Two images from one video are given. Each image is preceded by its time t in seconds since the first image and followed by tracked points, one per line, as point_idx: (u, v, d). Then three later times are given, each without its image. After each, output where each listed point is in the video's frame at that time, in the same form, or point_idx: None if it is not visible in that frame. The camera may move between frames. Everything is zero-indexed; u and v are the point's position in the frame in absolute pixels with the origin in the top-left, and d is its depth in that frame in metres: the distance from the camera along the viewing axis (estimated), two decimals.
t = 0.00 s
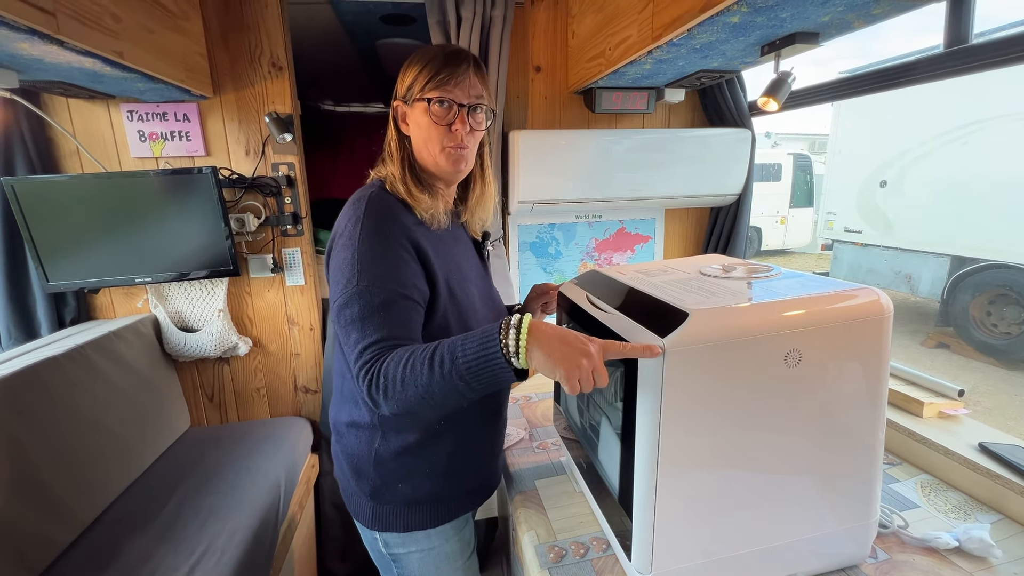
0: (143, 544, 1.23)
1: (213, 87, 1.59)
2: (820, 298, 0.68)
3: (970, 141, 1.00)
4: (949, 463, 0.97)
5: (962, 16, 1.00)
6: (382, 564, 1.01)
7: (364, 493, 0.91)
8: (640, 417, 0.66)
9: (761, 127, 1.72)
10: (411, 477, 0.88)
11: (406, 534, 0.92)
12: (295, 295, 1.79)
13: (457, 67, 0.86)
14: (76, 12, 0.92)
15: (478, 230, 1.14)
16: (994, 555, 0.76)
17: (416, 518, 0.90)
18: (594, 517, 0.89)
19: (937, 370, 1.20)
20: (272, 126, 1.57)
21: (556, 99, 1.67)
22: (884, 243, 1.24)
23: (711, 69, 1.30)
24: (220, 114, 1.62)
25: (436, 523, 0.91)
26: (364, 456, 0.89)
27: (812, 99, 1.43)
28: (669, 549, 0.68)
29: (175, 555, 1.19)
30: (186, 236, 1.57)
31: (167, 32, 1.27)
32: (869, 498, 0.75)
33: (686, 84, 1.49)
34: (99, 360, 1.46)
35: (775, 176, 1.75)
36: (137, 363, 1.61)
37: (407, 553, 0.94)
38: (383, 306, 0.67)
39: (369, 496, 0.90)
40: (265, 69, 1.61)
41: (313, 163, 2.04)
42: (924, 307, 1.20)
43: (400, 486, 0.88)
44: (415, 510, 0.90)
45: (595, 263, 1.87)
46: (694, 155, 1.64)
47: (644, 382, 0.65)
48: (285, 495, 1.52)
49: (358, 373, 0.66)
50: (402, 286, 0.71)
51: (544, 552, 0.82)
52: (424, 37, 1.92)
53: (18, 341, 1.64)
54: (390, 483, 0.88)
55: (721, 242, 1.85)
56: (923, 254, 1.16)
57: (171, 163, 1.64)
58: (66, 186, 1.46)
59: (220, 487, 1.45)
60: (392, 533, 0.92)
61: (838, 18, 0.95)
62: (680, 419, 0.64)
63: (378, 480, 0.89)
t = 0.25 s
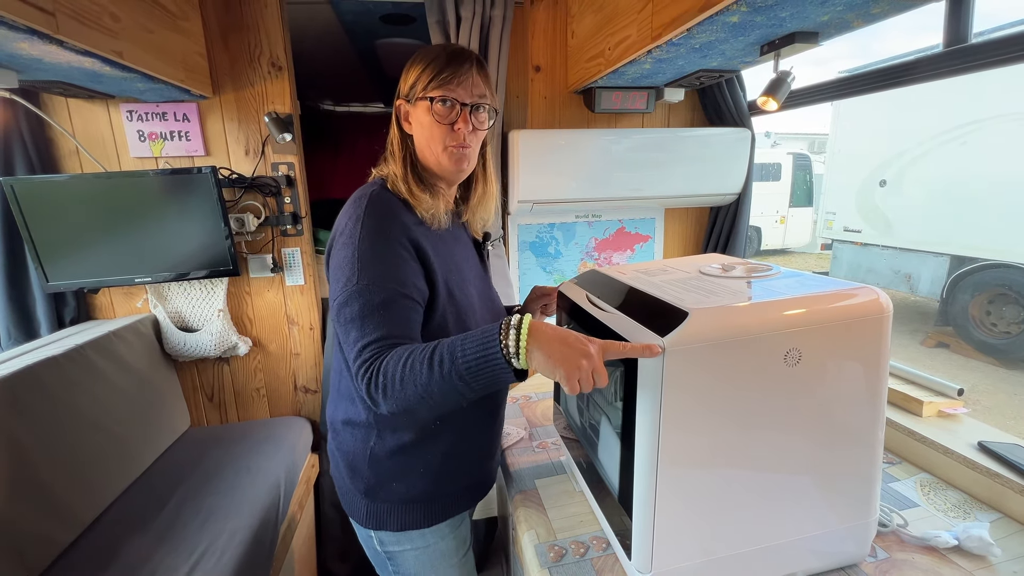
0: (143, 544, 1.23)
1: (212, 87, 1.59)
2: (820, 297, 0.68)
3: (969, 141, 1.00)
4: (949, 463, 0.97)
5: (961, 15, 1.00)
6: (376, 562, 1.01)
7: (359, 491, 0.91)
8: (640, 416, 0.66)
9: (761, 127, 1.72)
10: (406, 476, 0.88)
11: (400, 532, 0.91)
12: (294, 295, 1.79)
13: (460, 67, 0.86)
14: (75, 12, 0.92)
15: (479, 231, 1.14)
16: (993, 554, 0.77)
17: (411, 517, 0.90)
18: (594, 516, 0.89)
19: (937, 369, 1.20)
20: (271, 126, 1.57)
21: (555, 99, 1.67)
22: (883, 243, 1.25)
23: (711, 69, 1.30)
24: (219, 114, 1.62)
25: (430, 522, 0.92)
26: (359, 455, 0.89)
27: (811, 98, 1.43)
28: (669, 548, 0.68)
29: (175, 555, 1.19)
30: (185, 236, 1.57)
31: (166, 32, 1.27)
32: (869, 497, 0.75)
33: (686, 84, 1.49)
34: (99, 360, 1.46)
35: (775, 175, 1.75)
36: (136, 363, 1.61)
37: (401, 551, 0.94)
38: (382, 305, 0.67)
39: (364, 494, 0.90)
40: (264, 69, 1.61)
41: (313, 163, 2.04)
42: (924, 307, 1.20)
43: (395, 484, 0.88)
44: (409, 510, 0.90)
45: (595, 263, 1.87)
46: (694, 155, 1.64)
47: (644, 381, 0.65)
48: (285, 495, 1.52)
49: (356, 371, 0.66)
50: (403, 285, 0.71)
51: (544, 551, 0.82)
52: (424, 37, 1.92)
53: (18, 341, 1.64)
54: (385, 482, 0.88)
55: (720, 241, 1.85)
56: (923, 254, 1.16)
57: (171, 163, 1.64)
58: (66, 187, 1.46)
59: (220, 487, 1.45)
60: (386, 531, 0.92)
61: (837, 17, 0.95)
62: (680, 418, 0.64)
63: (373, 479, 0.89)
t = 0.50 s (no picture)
0: (142, 544, 1.23)
1: (211, 87, 1.59)
2: (818, 296, 0.68)
3: (968, 140, 1.00)
4: (947, 462, 0.97)
5: (960, 15, 1.00)
6: (367, 558, 1.01)
7: (353, 488, 0.91)
8: (640, 415, 0.66)
9: (760, 126, 1.72)
10: (399, 475, 0.88)
11: (392, 531, 0.92)
12: (294, 294, 1.79)
13: (467, 65, 0.85)
14: (74, 11, 0.91)
15: (480, 230, 1.14)
16: (991, 553, 0.77)
17: (404, 515, 0.90)
18: (593, 515, 0.89)
19: (935, 368, 1.20)
20: (270, 126, 1.57)
21: (554, 99, 1.67)
22: (882, 243, 1.25)
23: (710, 68, 1.31)
24: (218, 113, 1.62)
25: (424, 522, 0.91)
26: (354, 451, 0.89)
27: (810, 98, 1.43)
28: (668, 547, 0.68)
29: (174, 555, 1.19)
30: (185, 236, 1.56)
31: (164, 32, 1.26)
32: (867, 496, 0.75)
33: (685, 84, 1.49)
34: (97, 360, 1.46)
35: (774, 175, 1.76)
36: (135, 363, 1.61)
37: (393, 549, 0.94)
38: (380, 302, 0.67)
39: (358, 491, 0.90)
40: (263, 69, 1.60)
41: (312, 163, 2.04)
42: (922, 306, 1.21)
43: (387, 482, 0.88)
44: (403, 508, 0.90)
45: (594, 263, 1.88)
46: (693, 155, 1.64)
47: (643, 380, 0.65)
48: (284, 495, 1.52)
49: (351, 368, 0.66)
50: (401, 283, 0.71)
51: (543, 550, 0.82)
52: (423, 37, 1.92)
53: (17, 341, 1.64)
54: (378, 479, 0.88)
55: (719, 241, 1.86)
56: (921, 253, 1.16)
57: (170, 162, 1.64)
58: (64, 186, 1.46)
59: (219, 487, 1.45)
60: (378, 528, 0.92)
61: (836, 17, 0.95)
62: (679, 418, 0.64)
63: (367, 476, 0.89)
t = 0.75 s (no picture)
0: (142, 545, 1.23)
1: (210, 87, 1.59)
2: (818, 296, 0.68)
3: (967, 141, 1.00)
4: (947, 461, 0.97)
5: (959, 15, 1.00)
6: (368, 560, 1.01)
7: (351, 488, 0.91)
8: (640, 416, 0.66)
9: (759, 126, 1.72)
10: (399, 477, 0.88)
11: (394, 533, 0.92)
12: (293, 295, 1.79)
13: (469, 66, 0.85)
14: (73, 11, 0.91)
15: (475, 227, 1.14)
16: (990, 552, 0.77)
17: (403, 517, 0.90)
18: (593, 516, 0.89)
19: (935, 368, 1.20)
20: (270, 126, 1.57)
21: (554, 99, 1.67)
22: (882, 243, 1.25)
23: (709, 69, 1.31)
24: (218, 113, 1.62)
25: (422, 524, 0.91)
26: (354, 453, 0.89)
27: (809, 98, 1.43)
28: (668, 547, 0.68)
29: (174, 556, 1.19)
30: (184, 236, 1.56)
31: (164, 32, 1.26)
32: (867, 496, 0.75)
33: (684, 84, 1.49)
34: (97, 360, 1.46)
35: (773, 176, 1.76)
36: (135, 364, 1.61)
37: (393, 550, 0.94)
38: (377, 306, 0.67)
39: (358, 492, 0.91)
40: (263, 69, 1.60)
41: (312, 163, 2.04)
42: (921, 306, 1.21)
43: (388, 484, 0.88)
44: (404, 510, 0.90)
45: (594, 263, 1.88)
46: (693, 155, 1.64)
47: (643, 381, 0.65)
48: (284, 495, 1.52)
49: (348, 373, 0.66)
50: (399, 288, 0.71)
51: (543, 550, 0.82)
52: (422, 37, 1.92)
53: (17, 342, 1.63)
54: (378, 481, 0.88)
55: (719, 241, 1.86)
56: (921, 252, 1.16)
57: (169, 162, 1.64)
58: (64, 187, 1.46)
59: (219, 487, 1.45)
60: (380, 531, 0.92)
61: (835, 17, 0.95)
62: (679, 418, 0.64)
63: (365, 477, 0.89)
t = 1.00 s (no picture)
0: (141, 545, 1.23)
1: (209, 86, 1.58)
2: (817, 296, 0.68)
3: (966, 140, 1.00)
4: (946, 460, 0.98)
5: (958, 14, 1.00)
6: None
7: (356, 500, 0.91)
8: (639, 415, 0.66)
9: (758, 126, 1.72)
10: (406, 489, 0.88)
11: (405, 546, 0.91)
12: (293, 294, 1.79)
13: (474, 64, 0.83)
14: (71, 11, 0.91)
15: (477, 228, 1.14)
16: (989, 551, 0.77)
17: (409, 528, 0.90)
18: (592, 515, 0.90)
19: (934, 367, 1.20)
20: (269, 126, 1.57)
21: (553, 98, 1.67)
22: (881, 242, 1.25)
23: (708, 68, 1.31)
24: (217, 113, 1.62)
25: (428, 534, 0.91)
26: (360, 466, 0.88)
27: (808, 97, 1.43)
28: (667, 547, 0.69)
29: (174, 556, 1.19)
30: (183, 236, 1.56)
31: (162, 32, 1.26)
32: (866, 495, 0.75)
33: (683, 83, 1.49)
34: (97, 360, 1.46)
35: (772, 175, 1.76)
36: (135, 363, 1.60)
37: (405, 562, 0.94)
38: (376, 323, 0.66)
39: (364, 505, 0.90)
40: (262, 69, 1.60)
41: (311, 163, 2.04)
42: (921, 305, 1.21)
43: (396, 498, 0.88)
44: (413, 524, 0.90)
45: (593, 262, 1.88)
46: (692, 154, 1.64)
47: (642, 381, 0.65)
48: (284, 495, 1.52)
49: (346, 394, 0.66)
50: (401, 303, 0.70)
51: (543, 550, 0.83)
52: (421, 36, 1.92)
53: (16, 342, 1.63)
54: (386, 495, 0.88)
55: (718, 241, 1.85)
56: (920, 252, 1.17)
57: (168, 162, 1.64)
58: (63, 187, 1.45)
59: (218, 487, 1.45)
60: (390, 545, 0.91)
61: (834, 17, 0.94)
62: (679, 417, 0.64)
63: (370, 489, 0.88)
